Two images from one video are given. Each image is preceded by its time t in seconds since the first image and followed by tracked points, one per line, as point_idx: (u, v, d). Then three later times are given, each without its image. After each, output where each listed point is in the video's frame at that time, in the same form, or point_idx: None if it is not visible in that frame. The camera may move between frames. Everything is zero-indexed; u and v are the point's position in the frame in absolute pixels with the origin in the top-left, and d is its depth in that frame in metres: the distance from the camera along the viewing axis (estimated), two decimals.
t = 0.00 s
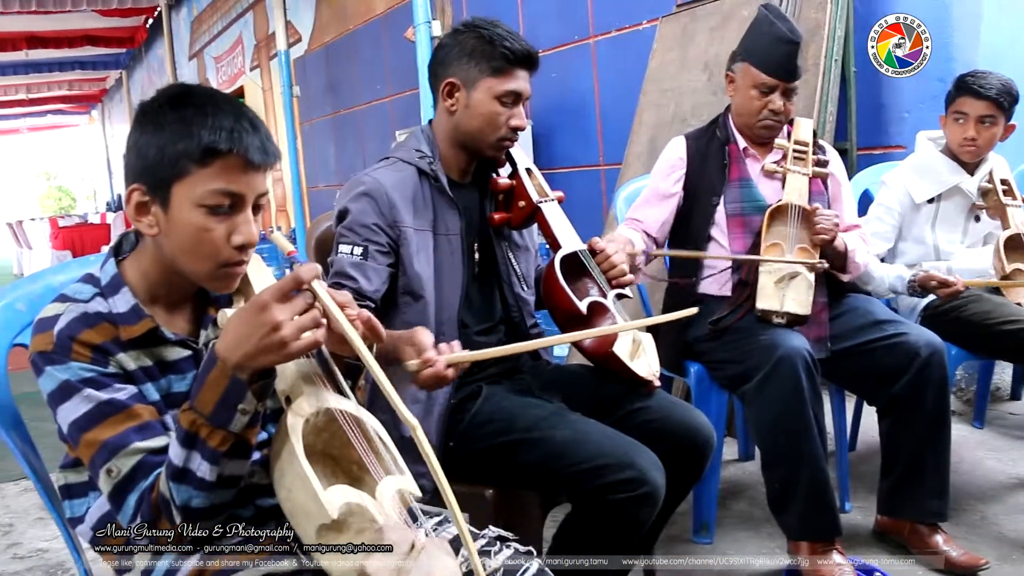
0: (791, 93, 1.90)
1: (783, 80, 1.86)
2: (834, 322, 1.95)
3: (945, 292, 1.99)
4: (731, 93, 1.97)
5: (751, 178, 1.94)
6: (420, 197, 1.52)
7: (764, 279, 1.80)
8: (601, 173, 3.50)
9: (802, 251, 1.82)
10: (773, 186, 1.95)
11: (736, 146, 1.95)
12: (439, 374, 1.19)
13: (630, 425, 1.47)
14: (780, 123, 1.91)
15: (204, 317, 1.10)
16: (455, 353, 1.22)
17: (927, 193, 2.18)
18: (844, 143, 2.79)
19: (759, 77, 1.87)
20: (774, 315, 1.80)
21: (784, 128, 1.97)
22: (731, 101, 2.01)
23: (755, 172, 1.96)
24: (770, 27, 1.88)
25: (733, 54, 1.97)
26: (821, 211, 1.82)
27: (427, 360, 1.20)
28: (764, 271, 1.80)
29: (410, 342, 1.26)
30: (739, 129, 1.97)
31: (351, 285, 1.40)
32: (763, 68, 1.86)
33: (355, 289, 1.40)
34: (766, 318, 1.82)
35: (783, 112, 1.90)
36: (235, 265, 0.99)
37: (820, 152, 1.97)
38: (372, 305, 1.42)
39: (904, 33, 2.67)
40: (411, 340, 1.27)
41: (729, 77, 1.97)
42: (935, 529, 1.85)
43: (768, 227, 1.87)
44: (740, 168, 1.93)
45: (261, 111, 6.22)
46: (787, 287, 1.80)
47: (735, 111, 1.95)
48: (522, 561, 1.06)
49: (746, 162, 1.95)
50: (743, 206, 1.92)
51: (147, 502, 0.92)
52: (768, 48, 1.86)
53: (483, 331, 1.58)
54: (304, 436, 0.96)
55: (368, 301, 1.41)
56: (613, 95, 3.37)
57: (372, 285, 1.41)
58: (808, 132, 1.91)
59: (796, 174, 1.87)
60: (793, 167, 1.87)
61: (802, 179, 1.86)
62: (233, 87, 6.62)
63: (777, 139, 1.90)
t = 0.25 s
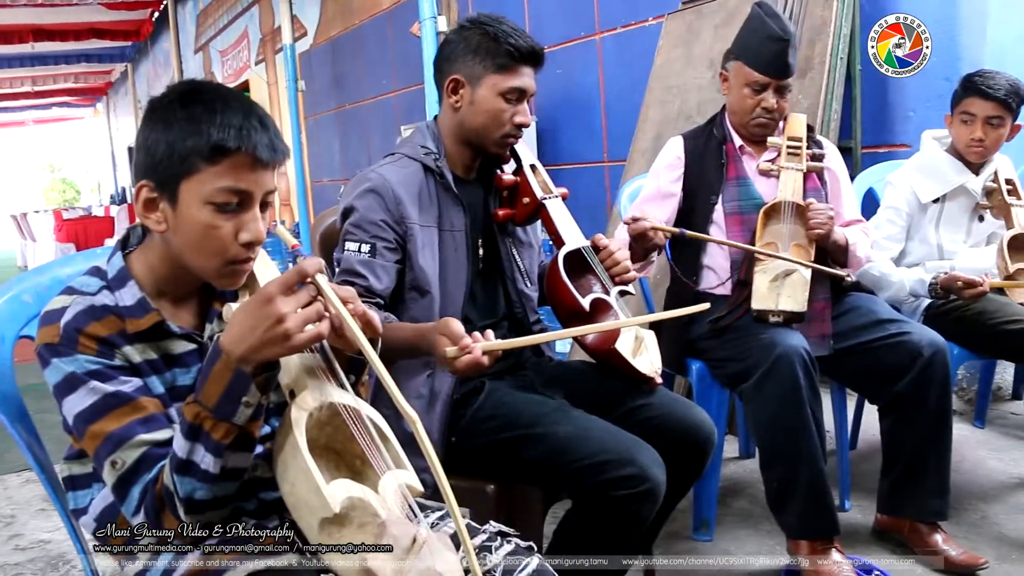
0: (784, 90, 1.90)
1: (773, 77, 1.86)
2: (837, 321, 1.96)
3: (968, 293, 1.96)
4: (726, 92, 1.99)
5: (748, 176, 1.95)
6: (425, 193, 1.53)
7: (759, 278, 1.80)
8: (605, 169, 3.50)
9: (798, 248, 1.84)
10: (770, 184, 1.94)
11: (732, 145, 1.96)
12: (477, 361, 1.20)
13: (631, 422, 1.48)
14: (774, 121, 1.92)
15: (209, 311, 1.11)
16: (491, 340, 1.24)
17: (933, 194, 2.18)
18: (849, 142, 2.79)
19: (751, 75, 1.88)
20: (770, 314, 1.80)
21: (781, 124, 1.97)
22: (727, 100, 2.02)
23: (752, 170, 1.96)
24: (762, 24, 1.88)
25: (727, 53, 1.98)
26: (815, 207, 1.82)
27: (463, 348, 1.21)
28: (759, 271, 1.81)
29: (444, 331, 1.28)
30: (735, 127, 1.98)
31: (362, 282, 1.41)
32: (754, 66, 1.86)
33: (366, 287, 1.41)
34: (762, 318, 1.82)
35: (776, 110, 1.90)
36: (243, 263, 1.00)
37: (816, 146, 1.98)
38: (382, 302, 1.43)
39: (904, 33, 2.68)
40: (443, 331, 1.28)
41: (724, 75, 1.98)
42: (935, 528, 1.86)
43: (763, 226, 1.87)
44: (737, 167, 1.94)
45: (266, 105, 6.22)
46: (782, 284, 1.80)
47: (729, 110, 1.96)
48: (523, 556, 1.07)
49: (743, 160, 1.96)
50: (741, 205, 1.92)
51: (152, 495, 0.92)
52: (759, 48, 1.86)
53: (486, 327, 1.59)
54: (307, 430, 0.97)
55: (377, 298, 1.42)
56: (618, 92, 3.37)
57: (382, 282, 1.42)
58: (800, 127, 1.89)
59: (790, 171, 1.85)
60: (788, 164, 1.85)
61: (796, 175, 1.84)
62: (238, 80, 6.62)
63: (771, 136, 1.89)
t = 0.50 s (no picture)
0: (763, 91, 1.92)
1: (755, 80, 1.88)
2: (824, 322, 1.97)
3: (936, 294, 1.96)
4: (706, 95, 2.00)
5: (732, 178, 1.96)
6: (416, 195, 1.53)
7: (747, 281, 1.80)
8: (595, 169, 3.51)
9: (784, 251, 1.85)
10: (754, 186, 1.96)
11: (715, 147, 1.97)
12: (500, 364, 1.23)
13: (619, 422, 1.49)
14: (755, 122, 1.93)
15: (198, 309, 1.11)
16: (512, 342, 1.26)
17: (919, 196, 2.20)
18: (837, 144, 2.81)
19: (733, 78, 1.89)
20: (758, 316, 1.81)
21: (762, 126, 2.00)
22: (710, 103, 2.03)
23: (736, 172, 1.97)
24: (739, 27, 1.90)
25: (705, 56, 1.99)
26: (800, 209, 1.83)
27: (486, 351, 1.24)
28: (746, 274, 1.81)
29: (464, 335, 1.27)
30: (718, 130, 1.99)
31: (360, 288, 1.42)
32: (735, 69, 1.88)
33: (364, 293, 1.42)
34: (751, 320, 1.82)
35: (757, 112, 1.92)
36: (232, 261, 1.00)
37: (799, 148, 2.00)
38: (379, 306, 1.45)
39: (904, 33, 2.69)
40: (463, 336, 1.28)
41: (704, 78, 1.99)
42: (920, 528, 1.87)
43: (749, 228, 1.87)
44: (721, 170, 1.95)
45: (256, 102, 6.20)
46: (769, 288, 1.80)
47: (711, 113, 1.97)
48: (510, 556, 1.07)
49: (727, 162, 1.97)
50: (726, 207, 1.93)
51: (139, 492, 0.92)
52: (737, 51, 1.88)
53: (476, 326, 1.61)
54: (295, 429, 0.97)
55: (376, 302, 1.44)
56: (608, 93, 3.38)
57: (379, 287, 1.44)
58: (784, 129, 1.91)
59: (774, 173, 1.87)
60: (772, 166, 1.87)
61: (781, 177, 1.86)
62: (229, 78, 6.60)
63: (754, 139, 1.91)
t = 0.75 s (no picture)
0: (746, 95, 1.93)
1: (736, 84, 1.89)
2: (805, 323, 1.99)
3: (888, 290, 1.98)
4: (687, 99, 2.01)
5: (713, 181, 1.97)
6: (400, 200, 1.53)
7: (736, 284, 1.82)
8: (578, 172, 3.52)
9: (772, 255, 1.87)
10: (737, 189, 1.98)
11: (695, 151, 1.98)
12: (520, 350, 1.28)
13: (602, 424, 1.50)
14: (738, 126, 1.94)
15: (179, 315, 1.11)
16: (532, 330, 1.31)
17: (897, 198, 2.23)
18: (818, 146, 2.84)
19: (715, 82, 1.90)
20: (746, 319, 1.82)
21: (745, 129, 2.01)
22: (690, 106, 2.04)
23: (717, 175, 1.99)
24: (720, 32, 1.91)
25: (687, 60, 2.00)
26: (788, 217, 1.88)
27: (507, 338, 1.28)
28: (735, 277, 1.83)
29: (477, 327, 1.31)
30: (698, 134, 2.00)
31: (354, 294, 1.43)
32: (716, 73, 1.89)
33: (358, 299, 1.43)
34: (737, 322, 1.84)
35: (740, 115, 1.93)
36: (212, 266, 1.00)
37: (779, 152, 2.02)
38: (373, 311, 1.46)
39: (904, 33, 2.70)
40: (478, 327, 1.31)
41: (686, 82, 2.00)
42: (901, 528, 1.89)
43: (737, 228, 1.88)
44: (701, 172, 1.96)
45: (239, 105, 6.18)
46: (757, 292, 1.83)
47: (692, 116, 1.98)
48: (493, 557, 1.08)
49: (706, 165, 1.98)
50: (707, 210, 1.94)
51: (122, 498, 0.92)
52: (719, 55, 1.89)
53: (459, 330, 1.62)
54: (276, 434, 0.97)
55: (369, 308, 1.45)
56: (591, 96, 3.39)
57: (371, 293, 1.44)
58: (771, 136, 1.97)
59: (761, 177, 1.92)
60: (758, 169, 1.92)
61: (767, 182, 1.91)
62: (211, 80, 6.57)
63: (739, 141, 1.94)
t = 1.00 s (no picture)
0: (731, 91, 1.96)
1: (722, 80, 1.92)
2: (785, 317, 2.02)
3: (854, 286, 2.02)
4: (673, 93, 2.03)
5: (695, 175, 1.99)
6: (383, 191, 1.54)
7: (717, 277, 1.85)
8: (561, 165, 3.53)
9: (751, 250, 1.90)
10: (720, 183, 1.99)
11: (678, 144, 2.01)
12: (483, 332, 1.28)
13: (582, 416, 1.52)
14: (722, 121, 1.97)
15: (160, 308, 1.11)
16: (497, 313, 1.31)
17: (876, 194, 2.26)
18: (800, 141, 2.86)
19: (701, 78, 1.92)
20: (726, 313, 1.84)
21: (729, 123, 2.01)
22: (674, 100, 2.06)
23: (700, 169, 2.01)
24: (708, 27, 1.92)
25: (674, 54, 2.02)
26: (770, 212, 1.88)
27: (471, 318, 1.28)
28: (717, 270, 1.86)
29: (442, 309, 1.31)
30: (683, 128, 2.03)
31: (331, 281, 1.44)
32: (702, 68, 1.91)
33: (336, 285, 1.44)
34: (716, 316, 1.86)
35: (724, 111, 1.95)
36: (194, 259, 1.00)
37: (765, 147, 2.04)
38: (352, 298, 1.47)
39: (904, 33, 2.73)
40: (440, 309, 1.31)
41: (671, 77, 2.02)
42: (877, 518, 1.92)
43: (718, 223, 1.92)
44: (684, 166, 1.98)
45: (223, 97, 6.14)
46: (738, 286, 1.86)
47: (678, 110, 2.01)
48: (472, 548, 1.09)
49: (689, 159, 2.01)
50: (688, 204, 1.96)
51: (103, 491, 0.93)
52: (709, 51, 1.91)
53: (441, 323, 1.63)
54: (258, 427, 0.98)
55: (348, 294, 1.46)
56: (576, 90, 3.40)
57: (352, 280, 1.45)
58: (756, 131, 1.96)
59: (743, 171, 1.92)
60: (741, 163, 1.92)
61: (749, 176, 1.91)
62: (195, 72, 6.52)
63: (723, 136, 1.95)
